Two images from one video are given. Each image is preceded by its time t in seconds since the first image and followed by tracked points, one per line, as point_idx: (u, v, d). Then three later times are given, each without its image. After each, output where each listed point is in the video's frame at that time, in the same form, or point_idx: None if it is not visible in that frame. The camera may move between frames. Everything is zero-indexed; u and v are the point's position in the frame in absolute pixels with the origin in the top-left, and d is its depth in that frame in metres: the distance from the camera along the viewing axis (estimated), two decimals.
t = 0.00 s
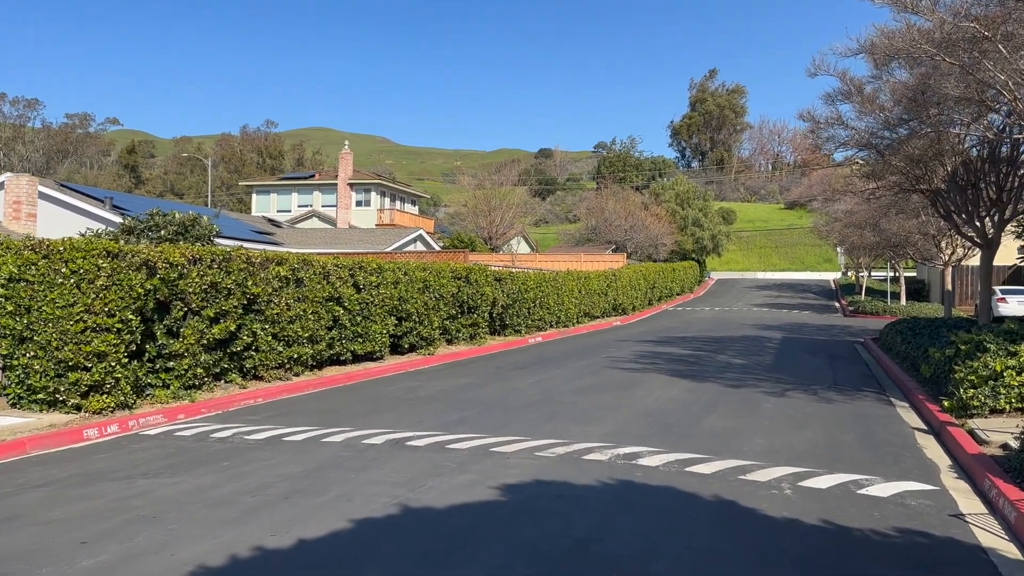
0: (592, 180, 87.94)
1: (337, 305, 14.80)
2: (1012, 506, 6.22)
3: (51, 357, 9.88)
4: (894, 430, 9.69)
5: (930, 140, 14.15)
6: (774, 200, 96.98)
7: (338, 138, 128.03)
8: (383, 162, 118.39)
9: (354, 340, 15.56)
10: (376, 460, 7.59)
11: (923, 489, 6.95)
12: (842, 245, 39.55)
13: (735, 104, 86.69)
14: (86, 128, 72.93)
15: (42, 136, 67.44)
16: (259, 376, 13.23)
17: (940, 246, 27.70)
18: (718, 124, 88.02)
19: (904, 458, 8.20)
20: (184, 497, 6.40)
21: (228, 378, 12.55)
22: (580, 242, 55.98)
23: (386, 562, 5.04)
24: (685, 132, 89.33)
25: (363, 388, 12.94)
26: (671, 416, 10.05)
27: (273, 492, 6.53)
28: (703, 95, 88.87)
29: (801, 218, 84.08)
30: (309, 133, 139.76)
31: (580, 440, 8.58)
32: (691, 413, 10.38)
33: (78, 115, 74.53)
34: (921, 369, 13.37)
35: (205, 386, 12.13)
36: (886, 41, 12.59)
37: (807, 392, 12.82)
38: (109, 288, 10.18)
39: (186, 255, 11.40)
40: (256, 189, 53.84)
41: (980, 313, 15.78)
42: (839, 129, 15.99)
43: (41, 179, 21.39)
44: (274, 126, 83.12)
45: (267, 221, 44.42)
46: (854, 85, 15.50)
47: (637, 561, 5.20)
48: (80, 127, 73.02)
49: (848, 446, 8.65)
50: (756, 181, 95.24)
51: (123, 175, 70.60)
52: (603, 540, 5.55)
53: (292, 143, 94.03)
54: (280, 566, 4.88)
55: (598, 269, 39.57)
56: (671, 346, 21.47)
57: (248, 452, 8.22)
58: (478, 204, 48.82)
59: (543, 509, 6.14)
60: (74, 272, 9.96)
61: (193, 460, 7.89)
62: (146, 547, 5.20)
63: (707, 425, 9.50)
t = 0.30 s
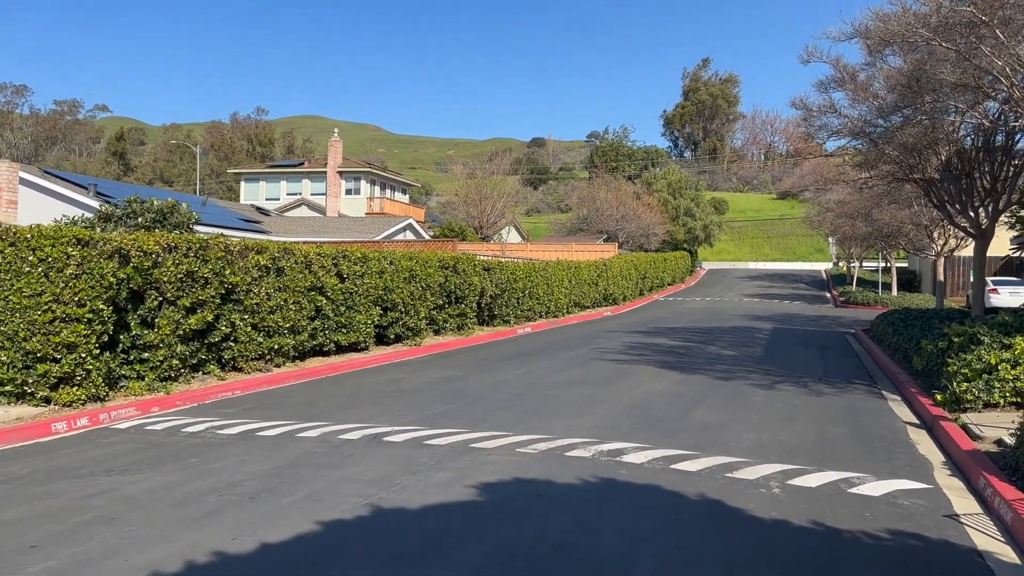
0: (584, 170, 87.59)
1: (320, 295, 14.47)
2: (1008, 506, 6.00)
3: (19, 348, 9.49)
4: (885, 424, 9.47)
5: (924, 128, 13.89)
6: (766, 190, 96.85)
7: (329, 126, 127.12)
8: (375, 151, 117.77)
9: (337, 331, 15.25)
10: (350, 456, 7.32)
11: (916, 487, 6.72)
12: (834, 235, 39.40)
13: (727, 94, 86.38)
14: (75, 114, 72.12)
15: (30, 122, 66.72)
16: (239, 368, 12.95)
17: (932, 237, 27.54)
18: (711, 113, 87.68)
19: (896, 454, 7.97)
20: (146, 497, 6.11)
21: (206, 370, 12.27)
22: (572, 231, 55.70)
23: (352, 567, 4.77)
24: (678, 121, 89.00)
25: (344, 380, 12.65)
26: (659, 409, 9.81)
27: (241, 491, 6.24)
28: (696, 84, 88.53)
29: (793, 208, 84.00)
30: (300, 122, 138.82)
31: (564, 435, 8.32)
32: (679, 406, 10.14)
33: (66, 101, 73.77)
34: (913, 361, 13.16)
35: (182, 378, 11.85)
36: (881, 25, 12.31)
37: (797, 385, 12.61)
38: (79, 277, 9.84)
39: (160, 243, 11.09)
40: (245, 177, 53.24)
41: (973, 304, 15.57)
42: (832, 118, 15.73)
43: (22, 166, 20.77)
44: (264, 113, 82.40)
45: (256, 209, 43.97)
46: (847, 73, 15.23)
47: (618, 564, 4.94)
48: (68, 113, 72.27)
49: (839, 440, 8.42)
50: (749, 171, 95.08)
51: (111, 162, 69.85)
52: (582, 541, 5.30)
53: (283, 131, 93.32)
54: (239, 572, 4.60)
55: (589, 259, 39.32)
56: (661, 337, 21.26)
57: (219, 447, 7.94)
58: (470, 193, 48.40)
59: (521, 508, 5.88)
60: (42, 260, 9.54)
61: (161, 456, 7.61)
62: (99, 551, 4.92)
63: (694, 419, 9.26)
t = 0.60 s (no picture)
0: (573, 159, 87.18)
1: (298, 283, 14.12)
2: (999, 505, 5.78)
3: None
4: (873, 418, 9.25)
5: (914, 116, 13.62)
6: (755, 180, 96.78)
7: (316, 112, 125.94)
8: (364, 138, 117.00)
9: (316, 320, 14.90)
10: (318, 452, 7.03)
11: (905, 485, 6.48)
12: (821, 225, 39.25)
13: (717, 83, 86.05)
14: (58, 99, 71.11)
15: (12, 107, 65.70)
16: (212, 358, 12.62)
17: (920, 227, 27.39)
18: (700, 103, 87.39)
19: (884, 449, 7.74)
20: (98, 498, 5.82)
21: (178, 360, 11.95)
22: (560, 220, 55.42)
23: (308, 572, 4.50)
24: (667, 110, 88.67)
25: (321, 370, 12.36)
26: (641, 402, 9.56)
27: (200, 491, 5.95)
28: (686, 73, 88.15)
29: (781, 198, 83.98)
30: (286, 108, 137.64)
31: (542, 428, 8.06)
32: (663, 398, 9.88)
33: (50, 86, 72.76)
34: (901, 352, 12.97)
35: (152, 368, 11.53)
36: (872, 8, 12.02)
37: (784, 377, 12.40)
38: (42, 264, 9.48)
39: (128, 229, 10.74)
40: (229, 163, 52.61)
41: (961, 295, 15.36)
42: (821, 105, 15.47)
43: None
44: (250, 99, 81.51)
45: (240, 196, 43.41)
46: (837, 60, 15.00)
47: (590, 568, 4.69)
48: (51, 97, 71.22)
49: (825, 435, 8.19)
50: (737, 160, 94.95)
51: (95, 147, 68.94)
52: (555, 543, 5.04)
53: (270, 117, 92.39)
54: None
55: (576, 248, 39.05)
56: (648, 327, 21.03)
57: (183, 441, 7.65)
58: (457, 181, 47.97)
59: (492, 507, 5.62)
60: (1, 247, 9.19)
61: (121, 451, 7.31)
62: (39, 557, 4.64)
63: (677, 412, 9.01)
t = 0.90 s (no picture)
0: (558, 148, 86.83)
1: (270, 273, 13.78)
2: (986, 506, 5.57)
3: None
4: (856, 412, 9.05)
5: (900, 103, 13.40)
6: (738, 170, 96.87)
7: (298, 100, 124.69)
8: (347, 126, 116.03)
9: (290, 311, 14.55)
10: (280, 451, 6.72)
11: (890, 484, 6.26)
12: (805, 216, 39.20)
13: (701, 73, 85.86)
14: (35, 84, 69.84)
15: None
16: (180, 350, 12.27)
17: (903, 217, 27.32)
18: (684, 93, 87.21)
19: (867, 445, 7.53)
20: (42, 500, 5.50)
21: (144, 352, 11.59)
22: (543, 210, 55.12)
23: None
24: (652, 100, 88.45)
25: (293, 363, 12.03)
26: (620, 396, 9.30)
27: (151, 492, 5.64)
28: (671, 63, 87.86)
29: (765, 189, 84.13)
30: (269, 95, 136.24)
31: (516, 423, 7.78)
32: (642, 392, 9.65)
33: (27, 71, 71.64)
34: (883, 344, 12.81)
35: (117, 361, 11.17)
36: None
37: (765, 369, 12.19)
38: None
39: (90, 216, 10.36)
40: (208, 150, 51.85)
41: (944, 286, 15.22)
42: (805, 94, 15.25)
43: None
44: (232, 86, 80.45)
45: (219, 184, 42.74)
46: (821, 47, 14.77)
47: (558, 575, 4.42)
48: (27, 83, 70.03)
49: (807, 430, 7.97)
50: (721, 150, 94.97)
51: (73, 134, 67.79)
52: (523, 548, 4.76)
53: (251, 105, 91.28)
54: None
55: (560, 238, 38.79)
56: (630, 318, 20.81)
57: (140, 438, 7.31)
58: (440, 170, 47.48)
59: (458, 509, 5.33)
60: None
61: (74, 448, 6.97)
62: None
63: (656, 406, 8.77)
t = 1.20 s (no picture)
0: (540, 139, 86.43)
1: (238, 265, 13.41)
2: (968, 508, 5.38)
3: None
4: (834, 408, 8.85)
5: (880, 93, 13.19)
6: (719, 162, 97.02)
7: (277, 90, 123.29)
8: (328, 116, 115.04)
9: (259, 304, 14.19)
10: (233, 452, 6.40)
11: (868, 485, 6.05)
12: (785, 208, 39.16)
13: (683, 65, 85.77)
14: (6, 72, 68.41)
15: None
16: (142, 344, 11.90)
17: (883, 209, 27.28)
18: (666, 85, 87.04)
19: (845, 443, 7.33)
20: None
21: (104, 347, 11.21)
22: (524, 202, 54.85)
23: None
24: (634, 92, 88.23)
25: (259, 357, 11.67)
26: (593, 392, 9.05)
27: (90, 498, 5.31)
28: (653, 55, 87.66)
29: (745, 181, 84.29)
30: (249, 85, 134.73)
31: (484, 421, 7.49)
32: (617, 387, 9.40)
33: None
34: (863, 338, 12.64)
35: (75, 356, 10.79)
36: None
37: (743, 363, 11.99)
38: None
39: (44, 205, 9.95)
40: (184, 140, 50.99)
41: (923, 279, 15.10)
42: (784, 83, 15.03)
43: None
44: (209, 76, 79.28)
45: (194, 174, 42.01)
46: (801, 36, 14.53)
47: None
48: (0, 71, 68.77)
49: (784, 427, 7.75)
50: (703, 143, 95.03)
51: (47, 122, 66.52)
52: (481, 558, 4.48)
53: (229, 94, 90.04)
54: None
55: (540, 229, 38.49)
56: (608, 310, 20.57)
57: (88, 438, 6.95)
58: (420, 161, 46.79)
59: (415, 514, 5.05)
60: None
61: (16, 449, 6.61)
62: None
63: (630, 403, 8.52)
